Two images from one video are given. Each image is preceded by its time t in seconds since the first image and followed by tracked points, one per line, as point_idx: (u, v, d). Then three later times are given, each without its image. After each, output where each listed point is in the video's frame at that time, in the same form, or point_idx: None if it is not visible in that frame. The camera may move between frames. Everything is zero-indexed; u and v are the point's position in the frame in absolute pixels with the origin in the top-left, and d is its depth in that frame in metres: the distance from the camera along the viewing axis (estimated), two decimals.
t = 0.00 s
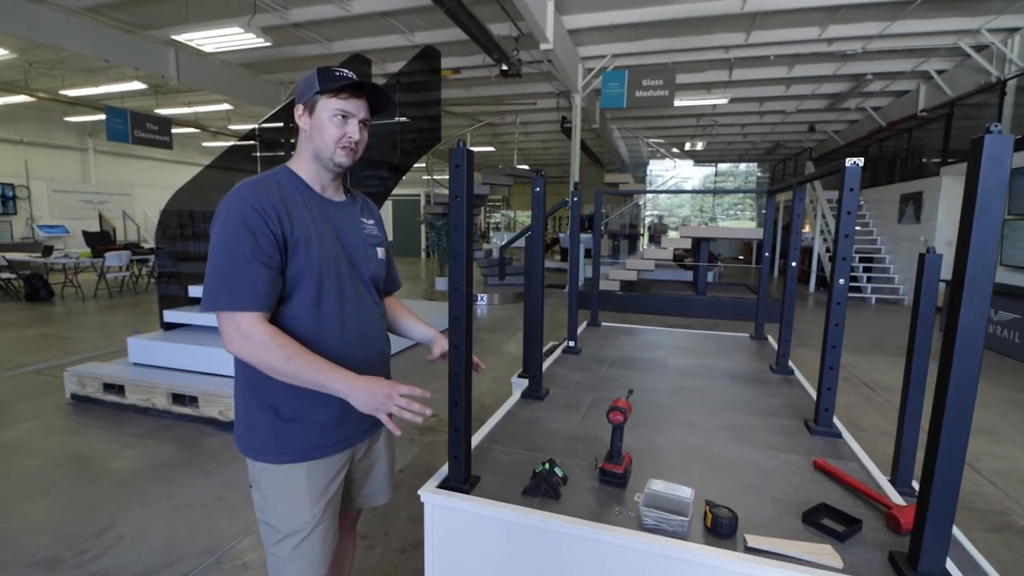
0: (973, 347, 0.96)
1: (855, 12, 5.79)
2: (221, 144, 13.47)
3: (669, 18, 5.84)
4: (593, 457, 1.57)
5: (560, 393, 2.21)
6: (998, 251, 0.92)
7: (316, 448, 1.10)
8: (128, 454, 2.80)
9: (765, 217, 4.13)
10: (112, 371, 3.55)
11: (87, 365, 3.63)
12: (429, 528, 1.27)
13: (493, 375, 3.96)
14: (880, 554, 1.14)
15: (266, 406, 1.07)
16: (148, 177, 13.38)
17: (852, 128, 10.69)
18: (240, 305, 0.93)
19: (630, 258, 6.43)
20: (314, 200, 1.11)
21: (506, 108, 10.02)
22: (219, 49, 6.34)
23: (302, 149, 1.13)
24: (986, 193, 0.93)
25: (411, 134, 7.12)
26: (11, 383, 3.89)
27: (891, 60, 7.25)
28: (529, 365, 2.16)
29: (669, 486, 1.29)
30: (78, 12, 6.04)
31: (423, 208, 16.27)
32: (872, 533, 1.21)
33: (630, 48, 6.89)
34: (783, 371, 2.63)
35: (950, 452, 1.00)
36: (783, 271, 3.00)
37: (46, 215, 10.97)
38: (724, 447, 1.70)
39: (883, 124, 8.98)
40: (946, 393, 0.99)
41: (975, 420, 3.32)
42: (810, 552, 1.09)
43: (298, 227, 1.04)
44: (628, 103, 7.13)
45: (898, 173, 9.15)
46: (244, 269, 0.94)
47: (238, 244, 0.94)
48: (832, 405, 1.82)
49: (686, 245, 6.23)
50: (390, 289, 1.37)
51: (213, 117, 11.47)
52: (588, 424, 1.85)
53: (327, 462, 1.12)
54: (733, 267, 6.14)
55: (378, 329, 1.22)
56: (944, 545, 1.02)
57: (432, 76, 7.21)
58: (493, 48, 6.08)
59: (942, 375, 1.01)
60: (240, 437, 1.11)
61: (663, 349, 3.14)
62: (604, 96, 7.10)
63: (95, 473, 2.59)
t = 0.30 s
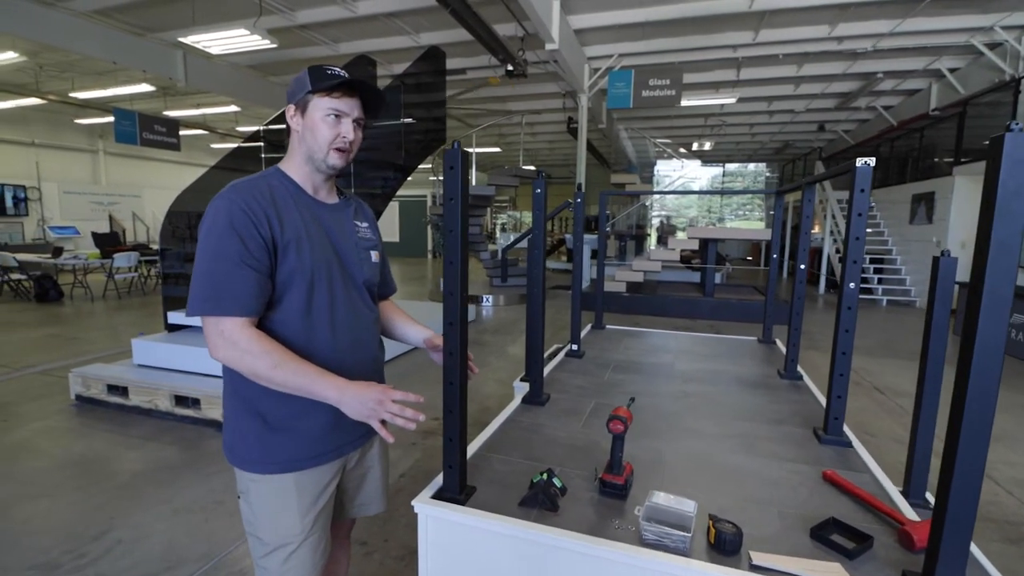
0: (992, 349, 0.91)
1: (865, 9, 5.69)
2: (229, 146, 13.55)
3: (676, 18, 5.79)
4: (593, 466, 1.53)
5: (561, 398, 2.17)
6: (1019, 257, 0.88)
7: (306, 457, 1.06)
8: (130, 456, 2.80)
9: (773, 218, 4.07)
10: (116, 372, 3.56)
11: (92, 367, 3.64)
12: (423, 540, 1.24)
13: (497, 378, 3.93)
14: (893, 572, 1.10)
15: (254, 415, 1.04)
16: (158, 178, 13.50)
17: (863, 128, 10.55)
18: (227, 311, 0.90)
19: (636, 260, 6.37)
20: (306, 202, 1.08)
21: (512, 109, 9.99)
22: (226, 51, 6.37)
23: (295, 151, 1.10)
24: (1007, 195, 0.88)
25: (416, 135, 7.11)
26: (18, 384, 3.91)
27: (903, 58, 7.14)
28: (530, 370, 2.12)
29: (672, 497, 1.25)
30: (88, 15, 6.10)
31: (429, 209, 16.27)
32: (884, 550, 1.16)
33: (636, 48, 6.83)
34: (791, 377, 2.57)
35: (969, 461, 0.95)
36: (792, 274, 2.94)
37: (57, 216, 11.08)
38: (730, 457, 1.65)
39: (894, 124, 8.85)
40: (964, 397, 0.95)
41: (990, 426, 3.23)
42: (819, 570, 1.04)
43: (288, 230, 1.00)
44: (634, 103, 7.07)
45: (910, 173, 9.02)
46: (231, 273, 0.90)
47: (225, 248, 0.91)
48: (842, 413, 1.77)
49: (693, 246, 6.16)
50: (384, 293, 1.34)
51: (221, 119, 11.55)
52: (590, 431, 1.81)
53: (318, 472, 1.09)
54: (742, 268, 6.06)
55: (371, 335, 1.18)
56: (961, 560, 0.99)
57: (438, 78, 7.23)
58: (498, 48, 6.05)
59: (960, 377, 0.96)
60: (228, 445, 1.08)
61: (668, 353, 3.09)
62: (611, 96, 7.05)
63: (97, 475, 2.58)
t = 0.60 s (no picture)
0: (1012, 360, 0.86)
1: (890, 5, 5.52)
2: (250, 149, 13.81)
3: (693, 17, 5.70)
4: (594, 477, 1.49)
5: (566, 405, 2.13)
6: None
7: (296, 464, 1.05)
8: (143, 455, 2.85)
9: (791, 220, 3.96)
10: (134, 372, 3.63)
11: (110, 366, 3.72)
12: (416, 550, 1.22)
13: (507, 381, 3.90)
14: None
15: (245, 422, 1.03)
16: (182, 181, 13.82)
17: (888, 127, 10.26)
18: (215, 317, 0.89)
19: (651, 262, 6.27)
20: (296, 207, 1.06)
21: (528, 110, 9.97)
22: (244, 56, 6.51)
23: (284, 154, 1.09)
24: None
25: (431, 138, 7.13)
26: (41, 382, 4.02)
27: (930, 55, 6.91)
28: (534, 376, 2.09)
29: (672, 512, 1.22)
30: (113, 23, 6.26)
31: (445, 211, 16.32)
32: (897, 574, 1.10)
33: (653, 48, 6.74)
34: (806, 385, 2.49)
35: (988, 478, 0.90)
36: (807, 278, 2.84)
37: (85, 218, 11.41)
38: (736, 469, 1.60)
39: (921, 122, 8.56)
40: (982, 409, 0.89)
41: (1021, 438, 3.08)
42: None
43: (277, 234, 0.99)
44: (650, 104, 6.97)
45: (937, 173, 8.75)
46: (219, 279, 0.89)
47: (213, 254, 0.89)
48: (856, 424, 1.70)
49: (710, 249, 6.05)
50: (380, 297, 1.32)
51: (242, 123, 11.78)
52: (593, 440, 1.77)
53: (309, 480, 1.08)
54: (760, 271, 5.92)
55: (364, 340, 1.16)
56: None
57: (452, 80, 7.24)
58: (512, 50, 6.03)
59: (978, 385, 0.90)
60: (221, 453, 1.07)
61: (679, 359, 3.03)
62: (626, 96, 6.96)
63: (110, 474, 2.63)
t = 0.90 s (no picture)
0: None
1: (912, 2, 5.37)
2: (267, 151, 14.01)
3: (706, 16, 5.62)
4: (592, 483, 1.47)
5: (569, 409, 2.10)
6: None
7: (286, 467, 1.04)
8: (153, 453, 2.89)
9: (806, 222, 3.88)
10: (147, 371, 3.69)
11: (125, 365, 3.79)
12: (408, 556, 1.21)
13: (515, 382, 3.88)
14: None
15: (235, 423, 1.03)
16: (201, 183, 14.09)
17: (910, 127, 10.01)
18: (202, 318, 0.88)
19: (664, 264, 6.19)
20: (286, 208, 1.06)
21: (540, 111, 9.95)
22: (260, 60, 6.45)
23: (277, 155, 1.08)
24: None
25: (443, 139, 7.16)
26: (60, 379, 4.12)
27: (952, 52, 6.72)
28: (536, 380, 2.06)
29: (669, 521, 1.19)
30: (134, 29, 6.41)
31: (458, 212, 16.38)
32: None
33: (666, 47, 6.68)
34: (818, 391, 2.42)
35: (1001, 492, 0.84)
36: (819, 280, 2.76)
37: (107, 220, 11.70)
38: (740, 478, 1.56)
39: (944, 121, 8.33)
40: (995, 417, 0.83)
41: None
42: None
43: (266, 236, 0.99)
44: (663, 104, 6.88)
45: (961, 173, 8.52)
46: (206, 280, 0.89)
47: (199, 255, 0.89)
48: (868, 433, 1.64)
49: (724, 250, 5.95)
50: (376, 300, 1.31)
51: (259, 126, 11.97)
52: (593, 445, 1.74)
53: (301, 483, 1.07)
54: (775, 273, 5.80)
55: (357, 342, 1.15)
56: None
57: (465, 82, 7.25)
58: (523, 51, 6.02)
59: (993, 395, 0.85)
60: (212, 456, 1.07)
61: (688, 362, 2.98)
62: (639, 97, 6.90)
63: (120, 471, 2.68)
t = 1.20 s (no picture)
0: None
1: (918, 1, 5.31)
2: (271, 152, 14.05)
3: (709, 15, 5.58)
4: (585, 489, 1.44)
5: (565, 412, 2.08)
6: None
7: (270, 470, 1.02)
8: (151, 454, 2.88)
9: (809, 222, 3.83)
10: (146, 371, 3.69)
11: (124, 364, 3.79)
12: (397, 561, 1.20)
13: (514, 384, 3.85)
14: None
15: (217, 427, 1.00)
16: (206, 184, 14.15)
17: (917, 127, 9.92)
18: (181, 319, 0.87)
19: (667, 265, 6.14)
20: (271, 207, 1.04)
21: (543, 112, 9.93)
22: (263, 59, 6.43)
23: (263, 152, 1.06)
24: None
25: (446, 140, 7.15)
26: (61, 379, 4.13)
27: (959, 51, 6.65)
28: (531, 382, 2.04)
29: (664, 528, 1.17)
30: (138, 31, 6.44)
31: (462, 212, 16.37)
32: None
33: (669, 47, 6.64)
34: (819, 394, 2.38)
35: (1004, 500, 0.81)
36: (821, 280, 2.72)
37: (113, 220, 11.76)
38: (738, 483, 1.53)
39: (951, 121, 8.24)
40: (998, 422, 0.80)
41: None
42: None
43: (249, 234, 0.97)
44: (666, 104, 6.83)
45: (968, 173, 8.44)
46: (186, 279, 0.87)
47: (178, 254, 0.87)
48: (869, 438, 1.61)
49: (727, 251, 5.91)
50: (364, 302, 1.30)
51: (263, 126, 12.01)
52: (588, 449, 1.71)
53: (286, 486, 1.05)
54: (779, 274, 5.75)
55: (344, 344, 1.13)
56: None
57: (467, 82, 7.25)
58: (526, 51, 6.00)
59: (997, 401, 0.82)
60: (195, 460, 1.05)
61: (688, 364, 2.94)
62: (642, 97, 6.85)
63: (117, 471, 2.67)
